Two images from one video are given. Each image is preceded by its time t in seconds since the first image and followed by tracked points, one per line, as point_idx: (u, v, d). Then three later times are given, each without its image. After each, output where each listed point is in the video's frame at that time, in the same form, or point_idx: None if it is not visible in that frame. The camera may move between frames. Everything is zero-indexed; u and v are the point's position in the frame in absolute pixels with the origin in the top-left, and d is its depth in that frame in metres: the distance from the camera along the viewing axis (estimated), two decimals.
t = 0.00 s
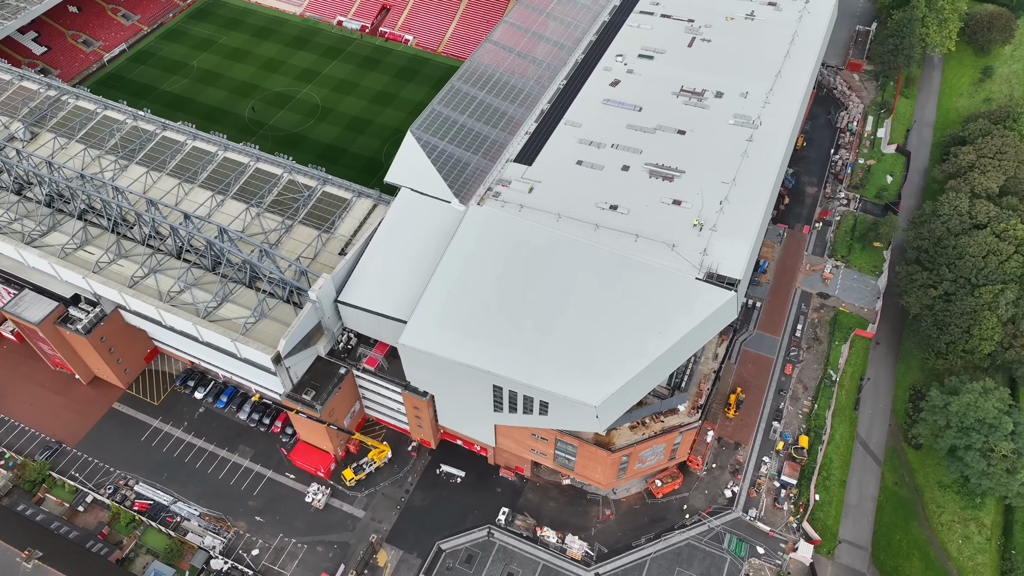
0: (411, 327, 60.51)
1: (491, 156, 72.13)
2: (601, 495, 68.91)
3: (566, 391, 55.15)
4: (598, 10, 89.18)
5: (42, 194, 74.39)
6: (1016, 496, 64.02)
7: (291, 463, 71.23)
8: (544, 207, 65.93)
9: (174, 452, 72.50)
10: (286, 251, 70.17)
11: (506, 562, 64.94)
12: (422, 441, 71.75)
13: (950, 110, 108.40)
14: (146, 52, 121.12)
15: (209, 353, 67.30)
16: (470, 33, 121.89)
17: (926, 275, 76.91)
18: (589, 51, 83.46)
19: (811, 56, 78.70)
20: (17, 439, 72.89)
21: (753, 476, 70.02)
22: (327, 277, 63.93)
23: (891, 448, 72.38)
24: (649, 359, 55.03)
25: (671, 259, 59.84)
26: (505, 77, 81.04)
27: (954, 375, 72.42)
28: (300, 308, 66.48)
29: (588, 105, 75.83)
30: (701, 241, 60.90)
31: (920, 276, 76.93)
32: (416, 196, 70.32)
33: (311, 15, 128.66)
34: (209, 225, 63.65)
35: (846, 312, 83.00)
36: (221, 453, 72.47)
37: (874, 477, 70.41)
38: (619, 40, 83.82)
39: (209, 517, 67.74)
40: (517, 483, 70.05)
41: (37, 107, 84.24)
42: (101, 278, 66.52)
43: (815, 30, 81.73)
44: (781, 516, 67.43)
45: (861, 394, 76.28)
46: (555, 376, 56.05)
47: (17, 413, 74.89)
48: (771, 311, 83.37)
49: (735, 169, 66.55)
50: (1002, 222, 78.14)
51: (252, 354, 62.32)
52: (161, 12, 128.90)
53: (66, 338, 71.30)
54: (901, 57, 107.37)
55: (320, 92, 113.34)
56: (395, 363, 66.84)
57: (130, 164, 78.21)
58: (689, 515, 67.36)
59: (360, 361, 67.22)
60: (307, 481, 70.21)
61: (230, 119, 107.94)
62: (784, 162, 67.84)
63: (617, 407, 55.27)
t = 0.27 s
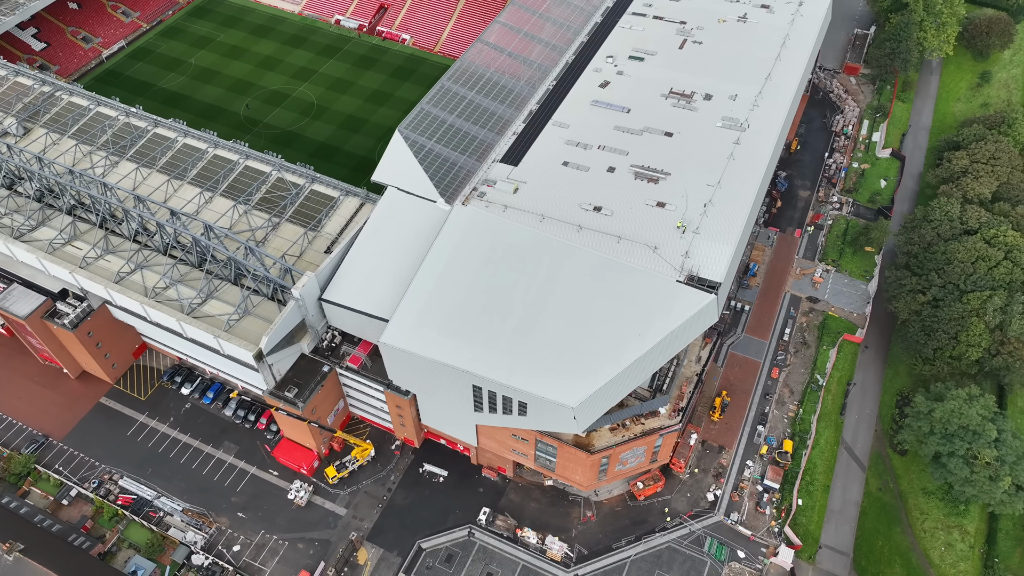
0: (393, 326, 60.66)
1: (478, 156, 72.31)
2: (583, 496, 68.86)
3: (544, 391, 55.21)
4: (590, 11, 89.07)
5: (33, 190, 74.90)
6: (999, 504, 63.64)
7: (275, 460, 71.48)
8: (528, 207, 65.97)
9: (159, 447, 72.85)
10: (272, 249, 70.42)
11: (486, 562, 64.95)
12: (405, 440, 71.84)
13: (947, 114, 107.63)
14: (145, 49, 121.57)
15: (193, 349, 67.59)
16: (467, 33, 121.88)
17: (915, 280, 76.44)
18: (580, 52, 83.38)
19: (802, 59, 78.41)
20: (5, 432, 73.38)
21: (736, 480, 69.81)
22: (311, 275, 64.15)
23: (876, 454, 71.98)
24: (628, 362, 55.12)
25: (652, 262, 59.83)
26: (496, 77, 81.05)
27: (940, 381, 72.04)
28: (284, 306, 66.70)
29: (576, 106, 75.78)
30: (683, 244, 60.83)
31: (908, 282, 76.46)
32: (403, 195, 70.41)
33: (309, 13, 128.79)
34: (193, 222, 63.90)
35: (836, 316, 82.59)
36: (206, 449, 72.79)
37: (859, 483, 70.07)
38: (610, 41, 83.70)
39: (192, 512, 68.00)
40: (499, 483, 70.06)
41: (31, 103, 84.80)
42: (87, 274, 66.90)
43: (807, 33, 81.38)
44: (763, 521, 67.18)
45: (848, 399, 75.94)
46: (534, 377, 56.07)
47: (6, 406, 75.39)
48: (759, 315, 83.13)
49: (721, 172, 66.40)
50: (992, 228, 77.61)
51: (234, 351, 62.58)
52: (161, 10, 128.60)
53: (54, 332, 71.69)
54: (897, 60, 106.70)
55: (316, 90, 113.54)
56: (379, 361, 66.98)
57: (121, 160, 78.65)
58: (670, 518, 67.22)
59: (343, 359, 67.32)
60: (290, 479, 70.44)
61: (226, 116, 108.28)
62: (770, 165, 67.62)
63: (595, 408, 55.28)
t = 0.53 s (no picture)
0: (374, 325, 60.80)
1: (465, 156, 72.43)
2: (565, 497, 68.87)
3: (522, 392, 55.23)
4: (583, 12, 88.98)
5: (24, 184, 75.42)
6: (982, 512, 63.29)
7: (259, 457, 71.78)
8: (513, 208, 66.00)
9: (144, 442, 73.25)
10: (258, 246, 70.71)
11: (465, 562, 65.04)
12: (389, 438, 72.07)
13: (943, 119, 107.00)
14: (143, 46, 122.17)
15: (179, 345, 67.98)
16: (464, 32, 121.93)
17: (903, 285, 76.05)
18: (571, 53, 83.30)
19: (792, 62, 78.16)
20: None
21: (719, 484, 69.67)
22: (295, 273, 64.46)
23: (861, 459, 71.68)
24: (606, 364, 55.14)
25: (634, 264, 59.78)
26: (486, 77, 81.07)
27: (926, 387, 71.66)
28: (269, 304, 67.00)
29: (565, 107, 75.74)
30: (665, 246, 60.76)
31: (897, 287, 76.08)
32: (389, 195, 70.58)
33: (308, 12, 129.05)
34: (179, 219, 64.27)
35: (824, 321, 82.28)
36: (191, 445, 73.14)
37: (842, 488, 69.80)
38: (601, 43, 83.62)
39: (175, 508, 68.32)
40: (481, 483, 70.13)
41: (25, 98, 85.41)
42: (74, 269, 67.33)
43: (799, 36, 81.08)
44: (745, 525, 67.03)
45: (834, 404, 75.62)
46: (513, 377, 56.09)
47: None
48: (748, 318, 82.91)
49: (706, 175, 66.27)
50: (983, 234, 77.21)
51: (216, 347, 62.90)
52: (161, 6, 129.63)
53: (42, 326, 72.21)
54: (894, 65, 106.16)
55: (312, 89, 113.85)
56: (362, 360, 67.20)
57: (112, 156, 79.08)
58: (651, 520, 67.16)
59: (326, 357, 67.66)
60: (273, 475, 70.71)
61: (221, 114, 108.70)
62: (756, 168, 67.44)
63: (573, 410, 55.24)
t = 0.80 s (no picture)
0: (356, 324, 60.95)
1: (452, 155, 72.52)
2: (547, 498, 68.82)
3: (500, 392, 55.24)
4: (576, 13, 88.91)
5: (15, 179, 75.93)
6: (964, 519, 62.93)
7: (243, 454, 72.04)
8: (497, 208, 66.01)
9: (130, 437, 73.56)
10: (244, 244, 70.98)
11: (445, 561, 65.10)
12: (373, 437, 72.24)
13: (940, 124, 106.33)
14: (142, 43, 122.70)
15: (164, 341, 68.31)
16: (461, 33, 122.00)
17: (892, 290, 75.62)
18: (562, 54, 83.21)
19: (783, 65, 77.92)
20: None
21: (701, 487, 69.50)
22: (279, 271, 64.69)
23: (845, 465, 71.33)
24: (585, 365, 55.13)
25: (615, 266, 59.73)
26: (476, 77, 81.09)
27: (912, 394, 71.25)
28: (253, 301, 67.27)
29: (554, 107, 75.69)
30: (647, 248, 60.69)
31: (885, 292, 75.67)
32: (376, 194, 70.74)
33: (306, 11, 129.33)
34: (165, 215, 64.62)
35: (813, 325, 81.92)
36: (177, 440, 73.45)
37: (826, 493, 69.49)
38: (593, 44, 83.56)
39: (158, 503, 68.58)
40: (464, 483, 70.16)
41: (20, 94, 85.98)
42: (61, 264, 67.77)
43: (790, 39, 80.82)
44: (726, 529, 66.86)
45: (820, 409, 75.27)
46: (491, 377, 56.11)
47: None
48: (736, 321, 82.64)
49: (691, 177, 66.14)
50: (973, 240, 76.76)
51: (200, 344, 63.16)
52: (161, 4, 130.27)
53: (30, 321, 72.70)
54: (891, 69, 105.60)
55: (308, 87, 114.11)
56: (345, 358, 67.38)
57: (103, 152, 79.48)
58: (632, 523, 67.05)
59: (310, 355, 67.90)
60: (257, 472, 70.95)
61: (217, 111, 109.09)
62: (742, 171, 67.26)
63: (551, 411, 55.23)
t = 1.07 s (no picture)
0: (337, 322, 61.11)
1: (439, 155, 72.58)
2: (528, 499, 68.79)
3: (477, 393, 55.29)
4: (568, 13, 88.79)
5: (5, 175, 76.43)
6: (946, 526, 62.59)
7: (227, 450, 72.29)
8: (481, 209, 66.12)
9: (116, 432, 73.96)
10: (231, 241, 71.26)
11: (425, 560, 65.18)
12: (357, 435, 72.32)
13: (936, 128, 105.67)
14: (141, 40, 123.14)
15: (149, 337, 68.64)
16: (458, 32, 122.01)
17: (880, 295, 75.22)
18: (552, 54, 83.10)
19: (773, 68, 77.66)
20: None
21: (684, 490, 69.33)
22: (263, 268, 65.00)
23: (829, 470, 71.02)
24: (563, 367, 55.10)
25: (596, 267, 59.71)
26: (466, 77, 81.09)
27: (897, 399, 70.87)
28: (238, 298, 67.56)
29: (542, 108, 75.68)
30: (629, 250, 60.64)
31: (873, 296, 75.28)
32: (362, 192, 70.85)
33: (304, 9, 129.52)
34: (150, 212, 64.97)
35: (801, 329, 81.58)
36: (162, 436, 73.75)
37: (809, 498, 69.22)
38: (583, 45, 83.45)
39: (142, 498, 68.92)
40: (446, 482, 70.21)
41: (14, 89, 86.55)
42: (48, 259, 68.23)
43: (781, 42, 80.59)
44: (707, 532, 66.68)
45: (806, 413, 74.95)
46: (470, 378, 56.15)
47: None
48: (724, 324, 82.44)
49: (676, 180, 66.02)
50: (962, 246, 76.36)
51: (183, 340, 63.51)
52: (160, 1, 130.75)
53: (18, 315, 73.21)
54: (887, 73, 105.04)
55: (303, 85, 114.27)
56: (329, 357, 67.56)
57: (94, 149, 79.85)
58: (613, 525, 66.95)
59: (294, 353, 68.12)
60: (241, 469, 71.19)
61: (212, 109, 109.39)
62: (727, 174, 67.09)
63: (528, 412, 55.22)
